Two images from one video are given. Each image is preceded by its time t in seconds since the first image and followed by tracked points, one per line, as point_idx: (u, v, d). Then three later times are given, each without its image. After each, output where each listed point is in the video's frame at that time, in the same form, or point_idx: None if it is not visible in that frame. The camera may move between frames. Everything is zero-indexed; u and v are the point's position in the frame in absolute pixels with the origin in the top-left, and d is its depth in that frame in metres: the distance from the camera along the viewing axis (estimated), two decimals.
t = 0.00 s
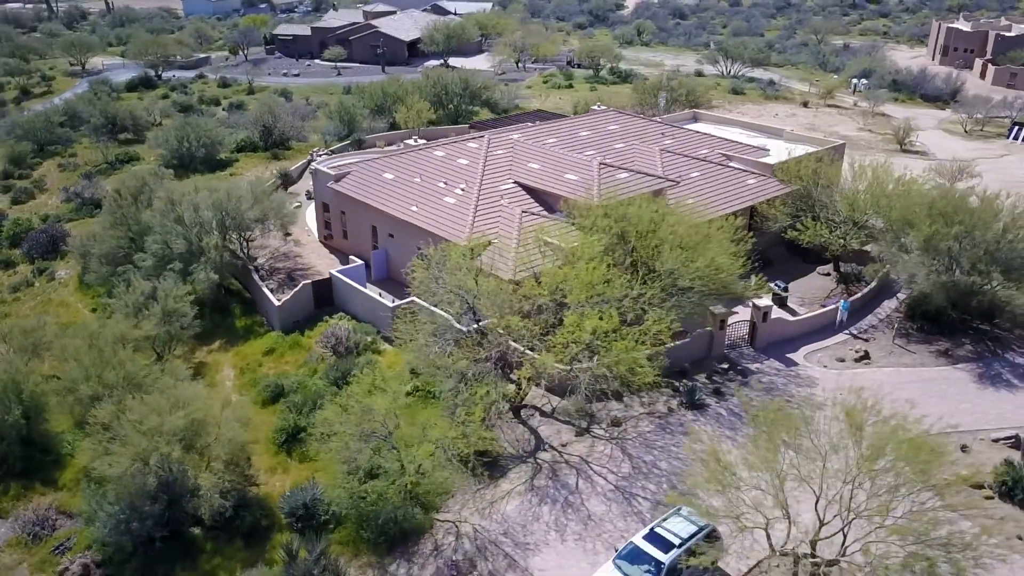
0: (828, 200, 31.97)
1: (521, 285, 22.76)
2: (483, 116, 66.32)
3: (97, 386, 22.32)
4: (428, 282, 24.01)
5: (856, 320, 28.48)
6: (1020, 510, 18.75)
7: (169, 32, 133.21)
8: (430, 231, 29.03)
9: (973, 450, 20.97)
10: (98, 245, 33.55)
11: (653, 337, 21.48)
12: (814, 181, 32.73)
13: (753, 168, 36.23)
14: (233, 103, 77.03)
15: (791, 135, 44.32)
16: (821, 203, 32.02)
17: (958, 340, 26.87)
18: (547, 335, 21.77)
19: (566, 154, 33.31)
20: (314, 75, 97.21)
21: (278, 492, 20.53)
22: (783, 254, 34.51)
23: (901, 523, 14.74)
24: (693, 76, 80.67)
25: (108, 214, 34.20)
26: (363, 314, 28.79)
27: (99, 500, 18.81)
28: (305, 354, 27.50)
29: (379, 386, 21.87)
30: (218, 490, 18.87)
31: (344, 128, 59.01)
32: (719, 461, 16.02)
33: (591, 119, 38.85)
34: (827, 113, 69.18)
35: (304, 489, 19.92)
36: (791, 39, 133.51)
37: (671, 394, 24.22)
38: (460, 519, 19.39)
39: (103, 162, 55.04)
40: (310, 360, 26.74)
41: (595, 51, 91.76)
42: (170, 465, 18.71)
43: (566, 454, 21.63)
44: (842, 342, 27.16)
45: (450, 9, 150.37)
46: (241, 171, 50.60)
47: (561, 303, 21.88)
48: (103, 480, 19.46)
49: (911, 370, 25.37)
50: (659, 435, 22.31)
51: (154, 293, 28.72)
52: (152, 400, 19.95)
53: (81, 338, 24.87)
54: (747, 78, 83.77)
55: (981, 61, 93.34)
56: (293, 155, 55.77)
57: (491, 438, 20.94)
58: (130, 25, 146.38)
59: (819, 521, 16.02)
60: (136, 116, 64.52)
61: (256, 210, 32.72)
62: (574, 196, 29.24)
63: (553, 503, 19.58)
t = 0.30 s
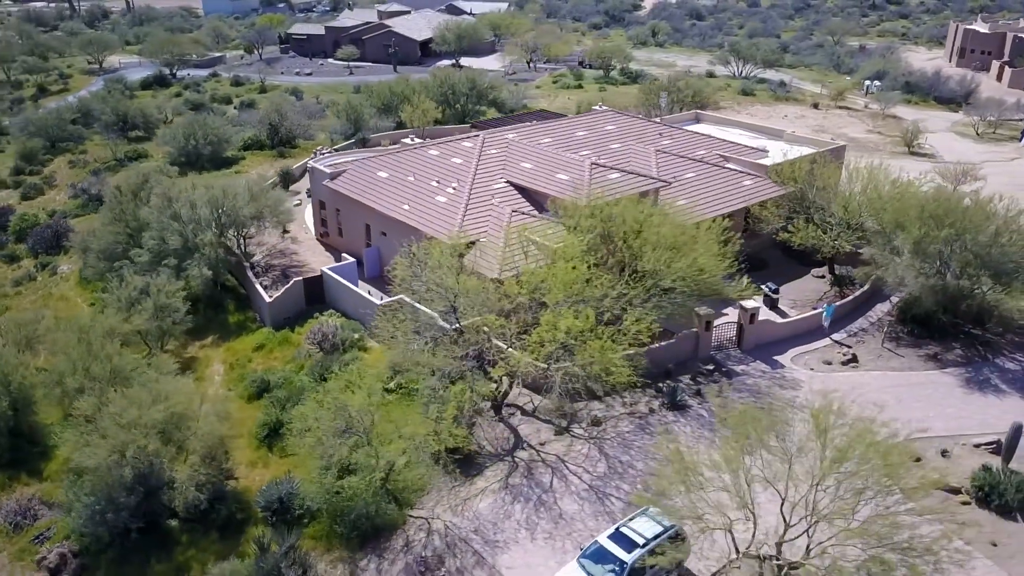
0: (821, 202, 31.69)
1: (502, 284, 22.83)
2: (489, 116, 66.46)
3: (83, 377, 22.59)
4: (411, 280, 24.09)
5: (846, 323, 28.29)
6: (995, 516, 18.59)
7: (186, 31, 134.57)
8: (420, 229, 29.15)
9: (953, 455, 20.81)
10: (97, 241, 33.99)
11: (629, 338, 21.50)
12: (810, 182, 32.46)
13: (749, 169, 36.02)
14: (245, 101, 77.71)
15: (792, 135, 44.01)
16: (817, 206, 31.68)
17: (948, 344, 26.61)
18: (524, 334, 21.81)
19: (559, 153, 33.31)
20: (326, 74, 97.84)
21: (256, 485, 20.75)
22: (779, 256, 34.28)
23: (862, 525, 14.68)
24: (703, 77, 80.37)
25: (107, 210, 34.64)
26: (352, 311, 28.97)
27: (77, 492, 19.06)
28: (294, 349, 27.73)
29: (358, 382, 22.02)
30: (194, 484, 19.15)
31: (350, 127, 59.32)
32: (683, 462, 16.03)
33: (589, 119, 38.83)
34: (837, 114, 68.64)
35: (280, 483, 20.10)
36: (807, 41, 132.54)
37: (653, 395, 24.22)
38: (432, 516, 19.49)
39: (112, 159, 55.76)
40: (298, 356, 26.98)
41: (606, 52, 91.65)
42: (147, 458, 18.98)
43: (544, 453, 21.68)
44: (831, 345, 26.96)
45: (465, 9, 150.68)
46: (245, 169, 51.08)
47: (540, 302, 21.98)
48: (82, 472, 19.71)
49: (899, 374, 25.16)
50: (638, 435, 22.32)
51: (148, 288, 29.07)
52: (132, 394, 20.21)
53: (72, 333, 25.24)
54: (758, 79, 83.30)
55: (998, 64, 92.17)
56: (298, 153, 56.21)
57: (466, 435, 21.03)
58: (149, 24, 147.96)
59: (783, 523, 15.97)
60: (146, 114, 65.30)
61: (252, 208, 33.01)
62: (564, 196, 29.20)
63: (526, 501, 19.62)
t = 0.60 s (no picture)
0: (816, 203, 31.42)
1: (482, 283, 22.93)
2: (497, 115, 66.56)
3: (70, 370, 22.96)
4: (394, 277, 24.23)
5: (837, 326, 28.09)
6: (970, 521, 18.41)
7: (204, 30, 135.89)
8: (410, 228, 29.28)
9: (933, 460, 20.61)
10: (97, 236, 34.51)
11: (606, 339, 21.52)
12: (805, 184, 32.21)
13: (746, 170, 35.81)
14: (256, 99, 78.38)
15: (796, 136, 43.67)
16: (811, 207, 31.49)
17: (939, 347, 26.35)
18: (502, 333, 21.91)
19: (553, 153, 33.31)
20: (339, 73, 98.42)
21: (235, 478, 20.96)
22: (775, 257, 34.06)
23: (822, 527, 14.62)
24: (714, 78, 79.99)
25: (108, 206, 35.15)
26: (342, 308, 29.17)
27: (57, 482, 19.39)
28: (284, 345, 27.99)
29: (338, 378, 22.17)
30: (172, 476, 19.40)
31: (357, 125, 59.67)
32: (647, 461, 16.05)
33: (586, 119, 38.78)
34: (847, 116, 68.03)
35: (257, 477, 20.30)
36: (824, 41, 131.38)
37: (637, 395, 24.17)
38: (405, 512, 19.61)
39: (122, 156, 56.51)
40: (287, 352, 27.23)
41: (617, 53, 91.47)
42: (125, 449, 19.35)
43: (522, 451, 21.72)
44: (819, 348, 26.78)
45: (481, 8, 150.73)
46: (251, 166, 51.58)
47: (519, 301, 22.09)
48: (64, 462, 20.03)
49: (886, 377, 24.95)
50: (617, 435, 22.31)
51: (142, 283, 29.48)
52: (113, 387, 20.50)
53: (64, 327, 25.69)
54: (770, 80, 82.73)
55: (1017, 65, 90.81)
56: (305, 151, 56.65)
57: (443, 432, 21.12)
58: (169, 23, 149.61)
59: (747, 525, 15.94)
60: (158, 112, 66.07)
61: (248, 204, 33.32)
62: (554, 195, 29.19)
63: (500, 499, 19.70)
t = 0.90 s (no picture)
0: (810, 205, 31.08)
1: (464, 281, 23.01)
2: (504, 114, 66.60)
3: (57, 362, 23.35)
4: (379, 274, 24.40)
5: (827, 329, 27.85)
6: (944, 526, 18.23)
7: (223, 29, 137.25)
8: (401, 225, 29.40)
9: (911, 464, 20.46)
10: (98, 231, 35.02)
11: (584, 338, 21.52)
12: (800, 186, 31.91)
13: (743, 171, 35.59)
14: (268, 97, 79.04)
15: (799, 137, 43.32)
16: (806, 209, 31.25)
17: (928, 352, 26.08)
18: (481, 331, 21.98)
19: (548, 152, 33.30)
20: (352, 72, 98.96)
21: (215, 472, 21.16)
22: (770, 259, 33.85)
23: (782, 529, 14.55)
24: (725, 80, 79.55)
25: (109, 202, 35.70)
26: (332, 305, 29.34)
27: (38, 473, 19.73)
28: (273, 341, 28.21)
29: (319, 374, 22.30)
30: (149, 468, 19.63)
31: (364, 124, 59.98)
32: (610, 461, 16.06)
33: (584, 119, 38.74)
34: (859, 118, 67.33)
35: (235, 470, 20.48)
36: (841, 43, 130.14)
37: (619, 395, 24.13)
38: (378, 508, 19.72)
39: (131, 153, 57.26)
40: (275, 348, 27.46)
41: (629, 53, 91.21)
42: (104, 441, 19.68)
43: (500, 450, 21.74)
44: (808, 351, 26.56)
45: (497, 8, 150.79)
46: (256, 164, 52.04)
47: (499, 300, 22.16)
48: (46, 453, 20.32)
49: (873, 381, 24.72)
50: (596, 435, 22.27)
51: (136, 279, 29.90)
52: (96, 380, 20.83)
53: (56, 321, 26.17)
54: (783, 81, 82.09)
55: None
56: (312, 150, 57.06)
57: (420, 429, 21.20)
58: (189, 22, 151.26)
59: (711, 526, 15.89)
60: (169, 110, 66.85)
61: (245, 202, 33.63)
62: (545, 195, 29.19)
63: (473, 496, 19.77)
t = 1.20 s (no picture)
0: (804, 208, 30.77)
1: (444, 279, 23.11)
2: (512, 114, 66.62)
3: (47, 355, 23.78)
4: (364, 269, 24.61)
5: (817, 332, 27.63)
6: (917, 531, 18.11)
7: (240, 29, 138.44)
8: (393, 223, 29.55)
9: (889, 468, 20.31)
10: (98, 227, 35.56)
11: (560, 337, 21.55)
12: (794, 188, 31.64)
13: (740, 172, 35.35)
14: (279, 96, 79.64)
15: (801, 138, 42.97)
16: (799, 211, 31.03)
17: (917, 356, 25.83)
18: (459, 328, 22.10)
19: (542, 152, 33.33)
20: (365, 71, 99.45)
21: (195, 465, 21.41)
22: (765, 261, 33.63)
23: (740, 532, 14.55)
24: (736, 81, 79.06)
25: (110, 199, 36.25)
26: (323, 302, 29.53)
27: (20, 463, 20.12)
28: (263, 337, 28.47)
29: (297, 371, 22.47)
30: (131, 459, 20.43)
31: (371, 123, 60.31)
32: (573, 460, 16.12)
33: (582, 118, 38.67)
34: (870, 120, 66.65)
35: (214, 464, 20.73)
36: (858, 44, 128.82)
37: (601, 395, 24.12)
38: (352, 503, 19.86)
39: (141, 150, 57.97)
40: (264, 344, 27.73)
41: (641, 54, 90.87)
42: (83, 434, 20.16)
43: (477, 448, 21.76)
44: (794, 354, 26.39)
45: (512, 7, 150.74)
46: (262, 162, 52.53)
47: (478, 298, 22.34)
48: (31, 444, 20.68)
49: (859, 384, 24.51)
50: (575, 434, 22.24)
51: (131, 274, 30.34)
52: (81, 373, 21.21)
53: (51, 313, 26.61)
54: (795, 82, 81.43)
55: None
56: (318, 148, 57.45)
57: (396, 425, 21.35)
58: (208, 21, 152.71)
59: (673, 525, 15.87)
60: (180, 108, 67.60)
61: (242, 198, 33.92)
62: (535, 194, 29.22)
63: (446, 493, 19.86)
